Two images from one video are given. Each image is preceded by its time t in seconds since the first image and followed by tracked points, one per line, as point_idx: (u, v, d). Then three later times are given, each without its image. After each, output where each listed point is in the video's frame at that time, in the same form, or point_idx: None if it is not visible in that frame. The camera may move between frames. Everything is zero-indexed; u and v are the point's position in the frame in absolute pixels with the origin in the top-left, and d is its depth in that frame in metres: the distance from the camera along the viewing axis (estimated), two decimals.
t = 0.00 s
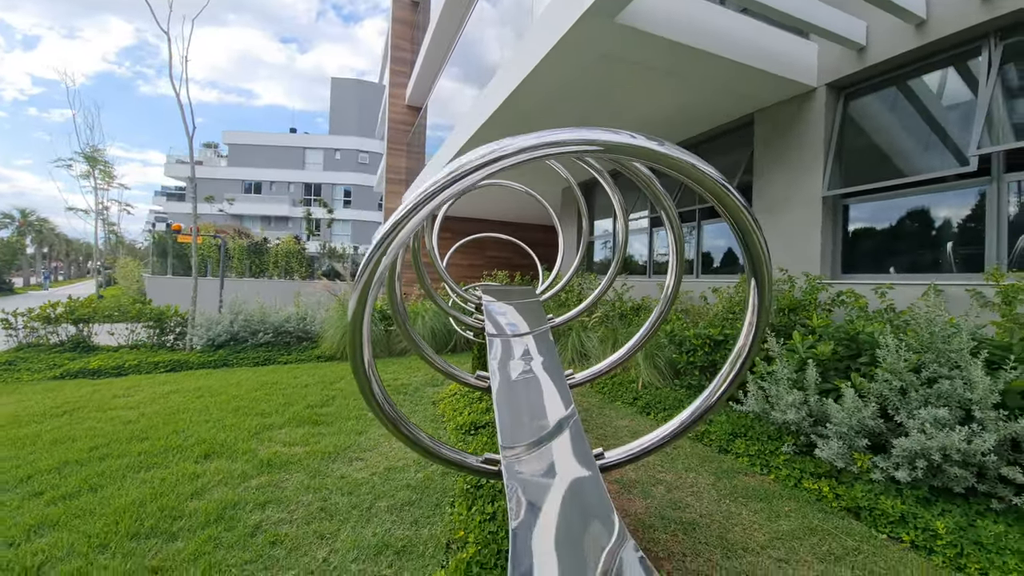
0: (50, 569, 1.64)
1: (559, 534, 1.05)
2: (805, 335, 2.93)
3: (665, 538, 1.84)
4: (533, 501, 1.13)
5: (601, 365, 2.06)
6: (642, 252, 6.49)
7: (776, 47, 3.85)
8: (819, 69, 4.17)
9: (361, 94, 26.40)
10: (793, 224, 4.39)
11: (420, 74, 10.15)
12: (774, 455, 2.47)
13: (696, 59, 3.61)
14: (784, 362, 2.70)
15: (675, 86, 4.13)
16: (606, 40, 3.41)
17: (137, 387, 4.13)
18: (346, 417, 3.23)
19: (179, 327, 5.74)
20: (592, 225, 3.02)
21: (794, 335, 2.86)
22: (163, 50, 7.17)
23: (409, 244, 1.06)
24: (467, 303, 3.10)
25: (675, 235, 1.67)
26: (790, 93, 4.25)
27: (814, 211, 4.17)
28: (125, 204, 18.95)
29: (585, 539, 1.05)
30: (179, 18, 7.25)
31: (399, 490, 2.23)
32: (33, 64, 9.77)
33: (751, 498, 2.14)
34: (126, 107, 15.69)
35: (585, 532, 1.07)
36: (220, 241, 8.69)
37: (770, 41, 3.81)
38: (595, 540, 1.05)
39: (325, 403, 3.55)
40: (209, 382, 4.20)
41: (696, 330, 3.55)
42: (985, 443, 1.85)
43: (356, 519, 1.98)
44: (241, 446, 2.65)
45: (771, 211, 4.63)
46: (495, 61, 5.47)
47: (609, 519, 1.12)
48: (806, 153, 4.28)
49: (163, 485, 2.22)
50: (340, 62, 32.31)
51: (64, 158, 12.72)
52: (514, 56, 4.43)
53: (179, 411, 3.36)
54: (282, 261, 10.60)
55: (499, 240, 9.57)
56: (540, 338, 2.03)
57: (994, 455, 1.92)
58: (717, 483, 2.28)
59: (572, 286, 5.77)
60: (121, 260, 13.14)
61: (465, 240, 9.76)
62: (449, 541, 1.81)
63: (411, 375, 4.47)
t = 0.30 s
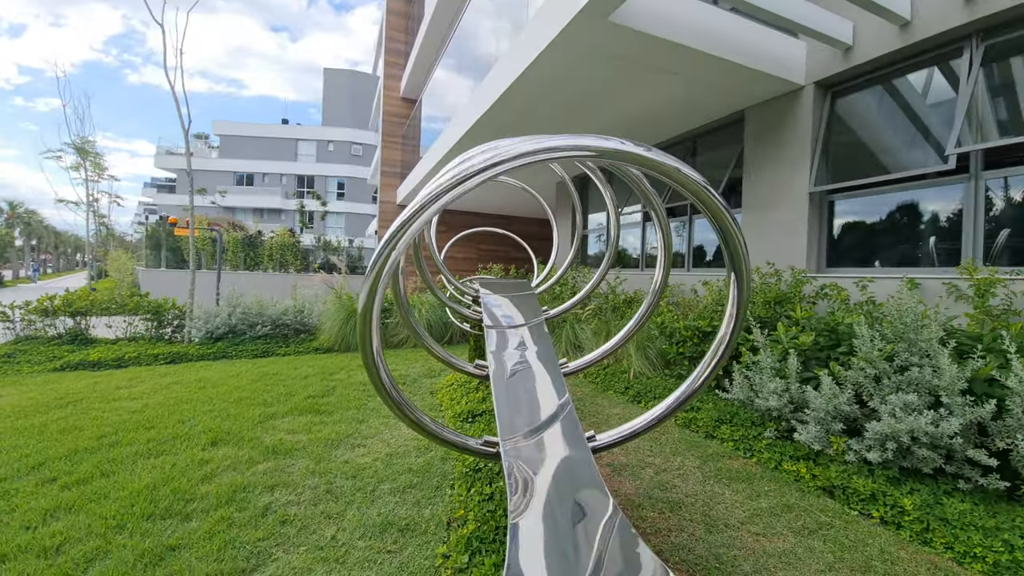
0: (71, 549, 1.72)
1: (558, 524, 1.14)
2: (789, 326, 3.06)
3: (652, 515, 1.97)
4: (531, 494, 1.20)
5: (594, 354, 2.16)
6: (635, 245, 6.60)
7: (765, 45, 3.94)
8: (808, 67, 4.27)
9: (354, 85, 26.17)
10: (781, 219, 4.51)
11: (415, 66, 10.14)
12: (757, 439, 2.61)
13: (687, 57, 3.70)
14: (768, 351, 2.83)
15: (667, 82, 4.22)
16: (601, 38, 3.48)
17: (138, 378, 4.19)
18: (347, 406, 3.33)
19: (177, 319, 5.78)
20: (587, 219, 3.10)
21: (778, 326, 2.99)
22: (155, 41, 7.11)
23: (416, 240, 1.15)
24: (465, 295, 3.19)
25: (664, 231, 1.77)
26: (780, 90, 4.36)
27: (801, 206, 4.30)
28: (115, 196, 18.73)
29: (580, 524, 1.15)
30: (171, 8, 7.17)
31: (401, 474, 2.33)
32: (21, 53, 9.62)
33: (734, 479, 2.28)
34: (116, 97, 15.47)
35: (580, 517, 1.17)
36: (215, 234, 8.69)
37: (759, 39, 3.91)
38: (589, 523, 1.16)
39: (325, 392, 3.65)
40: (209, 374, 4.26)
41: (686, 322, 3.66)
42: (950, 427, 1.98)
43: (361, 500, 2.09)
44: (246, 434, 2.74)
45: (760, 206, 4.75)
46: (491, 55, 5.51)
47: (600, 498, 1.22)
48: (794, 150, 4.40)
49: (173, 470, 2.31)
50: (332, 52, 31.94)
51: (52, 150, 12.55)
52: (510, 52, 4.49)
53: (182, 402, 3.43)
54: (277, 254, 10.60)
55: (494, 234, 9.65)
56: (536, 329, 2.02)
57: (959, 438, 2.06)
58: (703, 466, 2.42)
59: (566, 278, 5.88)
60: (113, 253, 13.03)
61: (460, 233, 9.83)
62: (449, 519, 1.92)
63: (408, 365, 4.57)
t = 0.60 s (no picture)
0: (90, 534, 1.80)
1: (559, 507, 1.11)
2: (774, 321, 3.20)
3: (642, 498, 2.10)
4: (529, 477, 1.17)
5: (588, 348, 2.27)
6: (628, 243, 6.73)
7: (754, 49, 4.06)
8: (795, 70, 4.40)
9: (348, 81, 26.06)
10: (769, 218, 4.65)
11: (411, 63, 10.18)
12: (742, 429, 2.74)
13: (678, 60, 3.80)
14: (753, 345, 2.95)
15: (659, 84, 4.33)
16: (595, 41, 3.57)
17: (139, 374, 4.25)
18: (348, 399, 3.43)
19: (175, 316, 5.81)
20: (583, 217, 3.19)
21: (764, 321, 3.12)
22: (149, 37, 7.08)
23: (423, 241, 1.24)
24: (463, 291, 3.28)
25: (654, 231, 1.88)
26: (768, 92, 4.49)
27: (789, 206, 4.43)
28: (105, 192, 18.52)
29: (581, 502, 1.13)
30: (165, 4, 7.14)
31: (403, 462, 2.43)
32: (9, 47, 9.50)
33: (720, 466, 2.40)
34: (106, 92, 15.30)
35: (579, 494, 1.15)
36: (210, 231, 8.69)
37: (748, 43, 4.02)
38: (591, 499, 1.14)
39: (326, 386, 3.74)
40: (210, 369, 4.33)
41: (677, 317, 3.79)
42: (920, 415, 2.12)
43: (366, 487, 2.19)
44: (251, 426, 2.82)
45: (750, 205, 4.88)
46: (486, 54, 5.58)
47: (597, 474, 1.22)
48: (782, 150, 4.52)
49: (182, 460, 2.39)
50: (325, 46, 31.71)
51: (42, 145, 12.40)
52: (506, 52, 4.56)
53: (185, 396, 3.49)
54: (272, 251, 10.61)
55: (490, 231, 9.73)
56: (532, 326, 1.91)
57: (930, 425, 2.19)
58: (691, 454, 2.54)
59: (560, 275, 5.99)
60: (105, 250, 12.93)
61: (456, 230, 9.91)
62: (451, 504, 2.03)
63: (406, 361, 4.66)
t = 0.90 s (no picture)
0: (103, 521, 1.87)
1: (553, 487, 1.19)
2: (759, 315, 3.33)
3: (631, 483, 2.22)
4: (530, 463, 1.24)
5: (581, 342, 2.37)
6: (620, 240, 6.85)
7: (742, 51, 4.18)
8: (782, 72, 4.53)
9: (341, 77, 25.90)
10: (757, 216, 4.78)
11: (405, 60, 10.20)
12: (727, 418, 2.87)
13: (668, 62, 3.90)
14: (739, 338, 3.08)
15: (650, 85, 4.43)
16: (588, 43, 3.66)
17: (137, 370, 4.29)
18: (347, 393, 3.52)
19: (171, 313, 5.84)
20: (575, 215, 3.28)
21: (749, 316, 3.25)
22: (140, 32, 7.04)
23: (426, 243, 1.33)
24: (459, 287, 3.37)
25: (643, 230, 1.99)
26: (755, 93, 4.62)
27: (775, 204, 4.57)
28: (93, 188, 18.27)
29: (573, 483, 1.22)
30: None
31: (403, 452, 2.53)
32: None
33: (705, 453, 2.53)
34: (94, 86, 15.06)
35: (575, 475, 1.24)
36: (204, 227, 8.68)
37: (736, 46, 4.14)
38: (583, 480, 1.23)
39: (325, 381, 3.82)
40: (208, 365, 4.39)
41: (666, 313, 3.91)
42: (891, 403, 2.26)
43: (368, 475, 2.29)
44: (254, 420, 2.90)
45: (738, 203, 5.02)
46: (480, 53, 5.65)
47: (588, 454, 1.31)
48: (769, 150, 4.65)
49: (188, 452, 2.47)
50: (317, 41, 31.42)
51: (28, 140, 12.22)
52: (499, 52, 4.62)
53: (186, 391, 3.56)
54: (265, 248, 10.60)
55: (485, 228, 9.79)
56: (527, 320, 2.01)
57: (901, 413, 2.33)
58: (678, 442, 2.67)
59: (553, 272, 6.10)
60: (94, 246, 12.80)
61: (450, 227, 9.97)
62: (450, 490, 2.13)
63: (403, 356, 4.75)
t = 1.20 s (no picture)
0: (114, 506, 1.95)
1: (550, 465, 1.29)
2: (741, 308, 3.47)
3: (617, 466, 2.35)
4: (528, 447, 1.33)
5: (571, 334, 2.48)
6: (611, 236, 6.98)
7: (728, 53, 4.30)
8: (766, 73, 4.67)
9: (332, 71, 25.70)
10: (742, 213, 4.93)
11: (397, 56, 10.20)
12: (710, 407, 3.01)
13: (657, 63, 4.01)
14: (722, 331, 3.22)
15: (639, 85, 4.54)
16: (578, 44, 3.75)
17: (133, 365, 4.33)
18: (343, 385, 3.61)
19: (165, 309, 5.86)
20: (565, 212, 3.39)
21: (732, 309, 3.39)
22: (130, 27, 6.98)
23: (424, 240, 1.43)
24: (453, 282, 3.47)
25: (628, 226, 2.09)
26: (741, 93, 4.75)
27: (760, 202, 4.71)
28: (79, 183, 18.00)
29: (568, 461, 1.32)
30: None
31: (400, 441, 2.63)
32: None
33: (688, 439, 2.66)
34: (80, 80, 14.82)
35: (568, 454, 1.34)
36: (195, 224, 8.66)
37: (722, 48, 4.26)
38: (577, 458, 1.33)
39: (321, 374, 3.90)
40: (205, 360, 4.44)
41: (654, 307, 4.04)
42: (861, 389, 2.40)
43: (367, 461, 2.39)
44: (254, 411, 2.98)
45: (724, 200, 5.15)
46: (472, 50, 5.71)
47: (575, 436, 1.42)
48: (754, 149, 4.79)
49: (190, 442, 2.54)
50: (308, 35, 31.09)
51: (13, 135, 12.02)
52: (492, 50, 4.70)
53: (184, 385, 3.62)
54: (257, 244, 10.57)
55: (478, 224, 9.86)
56: (518, 313, 2.11)
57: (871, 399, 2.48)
58: (664, 429, 2.80)
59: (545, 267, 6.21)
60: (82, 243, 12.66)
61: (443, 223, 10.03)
62: (446, 475, 2.24)
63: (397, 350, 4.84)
